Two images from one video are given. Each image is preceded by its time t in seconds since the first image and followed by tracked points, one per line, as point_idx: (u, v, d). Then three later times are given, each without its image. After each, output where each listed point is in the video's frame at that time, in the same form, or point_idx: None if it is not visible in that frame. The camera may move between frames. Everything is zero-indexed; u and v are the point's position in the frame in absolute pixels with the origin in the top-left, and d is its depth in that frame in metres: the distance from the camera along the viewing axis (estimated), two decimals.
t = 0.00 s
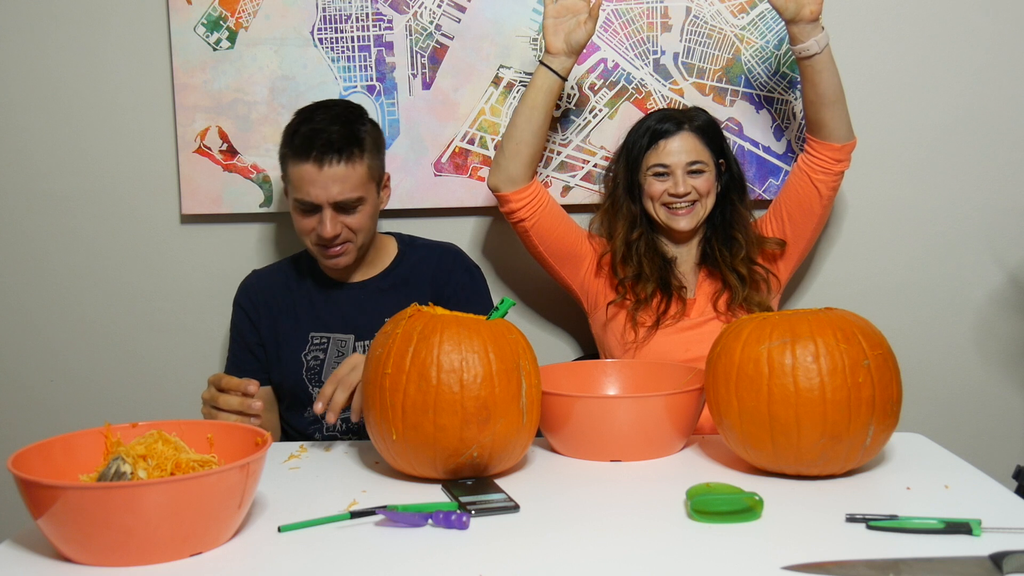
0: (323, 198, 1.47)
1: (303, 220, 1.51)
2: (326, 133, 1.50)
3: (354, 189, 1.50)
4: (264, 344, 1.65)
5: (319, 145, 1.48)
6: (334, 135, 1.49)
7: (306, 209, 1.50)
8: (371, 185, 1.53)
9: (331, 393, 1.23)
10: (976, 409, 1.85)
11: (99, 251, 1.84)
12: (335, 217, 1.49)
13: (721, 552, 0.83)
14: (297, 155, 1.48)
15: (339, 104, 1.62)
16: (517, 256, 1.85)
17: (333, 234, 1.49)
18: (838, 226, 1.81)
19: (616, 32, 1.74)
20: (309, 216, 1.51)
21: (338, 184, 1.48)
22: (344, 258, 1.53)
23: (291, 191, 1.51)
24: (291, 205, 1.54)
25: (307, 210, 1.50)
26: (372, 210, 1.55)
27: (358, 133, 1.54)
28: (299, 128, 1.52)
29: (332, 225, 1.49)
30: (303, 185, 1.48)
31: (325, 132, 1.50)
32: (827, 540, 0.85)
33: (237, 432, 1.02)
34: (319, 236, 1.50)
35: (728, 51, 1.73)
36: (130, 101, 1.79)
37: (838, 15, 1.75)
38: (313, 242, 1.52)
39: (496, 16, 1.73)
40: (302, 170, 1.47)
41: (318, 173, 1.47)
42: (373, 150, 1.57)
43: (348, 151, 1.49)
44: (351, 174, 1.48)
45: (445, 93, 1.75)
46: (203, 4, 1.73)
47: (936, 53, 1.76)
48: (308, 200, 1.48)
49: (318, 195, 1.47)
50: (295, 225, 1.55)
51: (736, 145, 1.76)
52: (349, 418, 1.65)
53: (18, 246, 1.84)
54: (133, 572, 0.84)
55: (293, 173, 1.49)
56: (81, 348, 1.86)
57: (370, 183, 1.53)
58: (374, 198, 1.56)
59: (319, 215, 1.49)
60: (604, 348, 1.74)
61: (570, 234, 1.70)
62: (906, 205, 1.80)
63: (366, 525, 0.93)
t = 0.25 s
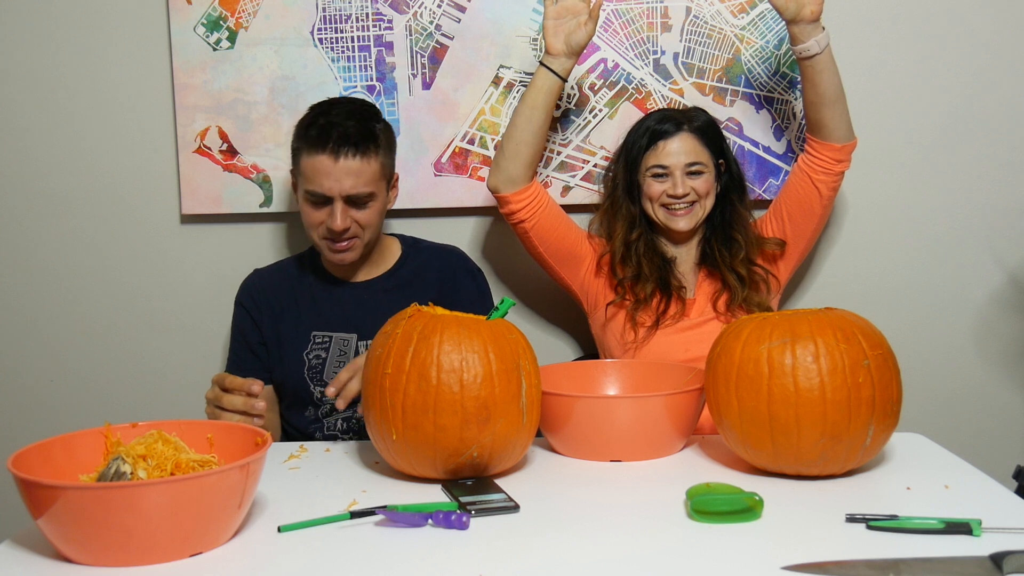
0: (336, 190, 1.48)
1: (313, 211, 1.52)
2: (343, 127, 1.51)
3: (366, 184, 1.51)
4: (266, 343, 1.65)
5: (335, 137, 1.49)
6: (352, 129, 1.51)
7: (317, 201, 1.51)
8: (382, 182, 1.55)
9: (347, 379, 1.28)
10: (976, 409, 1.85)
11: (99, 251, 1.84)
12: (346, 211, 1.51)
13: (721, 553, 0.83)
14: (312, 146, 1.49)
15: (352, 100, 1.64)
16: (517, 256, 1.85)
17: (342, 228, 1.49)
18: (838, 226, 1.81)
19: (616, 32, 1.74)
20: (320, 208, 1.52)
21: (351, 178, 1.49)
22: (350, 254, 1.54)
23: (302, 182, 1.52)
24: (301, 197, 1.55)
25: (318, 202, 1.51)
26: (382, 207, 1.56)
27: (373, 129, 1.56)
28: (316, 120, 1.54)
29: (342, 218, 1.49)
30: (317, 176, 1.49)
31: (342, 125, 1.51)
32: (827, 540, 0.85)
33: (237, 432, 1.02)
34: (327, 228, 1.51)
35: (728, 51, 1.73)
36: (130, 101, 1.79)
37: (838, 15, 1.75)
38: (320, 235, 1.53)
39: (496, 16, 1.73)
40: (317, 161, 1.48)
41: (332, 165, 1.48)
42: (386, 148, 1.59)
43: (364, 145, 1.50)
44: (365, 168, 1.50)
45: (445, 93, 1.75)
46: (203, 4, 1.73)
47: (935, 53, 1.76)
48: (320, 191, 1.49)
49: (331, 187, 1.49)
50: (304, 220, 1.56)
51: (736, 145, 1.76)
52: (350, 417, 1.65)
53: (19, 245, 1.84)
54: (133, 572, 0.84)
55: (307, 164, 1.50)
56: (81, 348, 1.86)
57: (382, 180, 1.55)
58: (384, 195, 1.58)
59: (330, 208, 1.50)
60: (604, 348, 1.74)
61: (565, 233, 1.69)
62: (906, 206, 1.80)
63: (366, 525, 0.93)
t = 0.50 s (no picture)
0: (342, 183, 1.52)
1: (319, 205, 1.55)
2: (353, 120, 1.55)
3: (373, 178, 1.55)
4: (269, 341, 1.65)
5: (344, 130, 1.53)
6: (361, 122, 1.55)
7: (324, 192, 1.55)
8: (388, 177, 1.58)
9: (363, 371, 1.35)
10: (976, 409, 1.85)
11: (99, 251, 1.84)
12: (352, 204, 1.54)
13: (722, 553, 0.83)
14: (321, 138, 1.54)
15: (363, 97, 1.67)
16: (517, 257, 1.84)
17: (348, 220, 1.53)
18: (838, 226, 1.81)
19: (616, 32, 1.74)
20: (326, 200, 1.55)
21: (358, 171, 1.53)
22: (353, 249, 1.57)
23: (309, 174, 1.55)
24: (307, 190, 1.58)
25: (324, 194, 1.55)
26: (387, 202, 1.60)
27: (382, 124, 1.59)
28: (326, 113, 1.58)
29: (348, 211, 1.53)
30: (324, 167, 1.53)
31: (351, 118, 1.55)
32: (827, 540, 0.85)
33: (237, 432, 1.02)
34: (333, 221, 1.54)
35: (728, 51, 1.73)
36: (130, 101, 1.79)
37: (838, 15, 1.76)
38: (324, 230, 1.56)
39: (496, 16, 1.73)
40: (325, 153, 1.52)
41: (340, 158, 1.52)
42: (394, 144, 1.62)
43: (372, 139, 1.54)
44: (372, 162, 1.54)
45: (445, 93, 1.75)
46: (203, 4, 1.73)
47: (935, 53, 1.76)
48: (326, 183, 1.53)
49: (337, 179, 1.52)
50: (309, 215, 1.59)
51: (736, 145, 1.76)
52: (353, 416, 1.64)
53: (19, 245, 1.84)
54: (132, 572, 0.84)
55: (315, 156, 1.53)
56: (81, 348, 1.86)
57: (388, 175, 1.58)
58: (390, 191, 1.61)
59: (337, 200, 1.53)
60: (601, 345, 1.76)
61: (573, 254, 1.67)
62: (906, 206, 1.80)
63: (366, 525, 0.93)
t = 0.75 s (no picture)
0: (356, 172, 1.56)
1: (331, 195, 1.59)
2: (365, 111, 1.59)
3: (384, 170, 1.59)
4: (272, 339, 1.65)
5: (358, 120, 1.57)
6: (374, 114, 1.59)
7: (336, 183, 1.58)
8: (398, 170, 1.63)
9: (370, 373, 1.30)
10: (976, 409, 1.85)
11: (99, 251, 1.83)
12: (363, 195, 1.58)
13: (721, 553, 0.83)
14: (334, 129, 1.57)
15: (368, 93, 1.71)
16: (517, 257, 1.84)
17: (360, 210, 1.57)
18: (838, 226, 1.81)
19: (616, 32, 1.74)
20: (337, 191, 1.59)
21: (371, 161, 1.57)
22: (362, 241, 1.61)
23: (321, 165, 1.58)
24: (317, 181, 1.61)
25: (335, 185, 1.58)
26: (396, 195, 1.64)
27: (392, 118, 1.63)
28: (339, 104, 1.62)
29: (360, 201, 1.57)
30: (337, 157, 1.56)
31: (363, 110, 1.59)
32: (827, 540, 0.85)
33: (237, 432, 1.02)
34: (345, 211, 1.58)
35: (728, 51, 1.73)
36: (130, 101, 1.79)
37: (838, 15, 1.76)
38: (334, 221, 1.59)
39: (496, 16, 1.73)
40: (338, 142, 1.56)
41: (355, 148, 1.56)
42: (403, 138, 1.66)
43: (385, 130, 1.59)
44: (384, 153, 1.58)
45: (445, 93, 1.75)
46: (203, 4, 1.73)
47: (935, 54, 1.76)
48: (339, 173, 1.57)
49: (350, 168, 1.56)
50: (318, 209, 1.62)
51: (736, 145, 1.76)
52: (356, 415, 1.64)
53: (19, 245, 1.84)
54: (132, 572, 0.84)
55: (328, 146, 1.57)
56: (81, 348, 1.86)
57: (398, 168, 1.63)
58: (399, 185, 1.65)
59: (350, 190, 1.57)
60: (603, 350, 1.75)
61: (572, 290, 1.66)
62: (906, 206, 1.80)
63: (366, 525, 0.93)
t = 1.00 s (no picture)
0: (366, 163, 1.58)
1: (340, 188, 1.60)
2: (375, 105, 1.61)
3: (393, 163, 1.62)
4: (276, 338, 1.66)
5: (367, 113, 1.59)
6: (384, 107, 1.61)
7: (346, 175, 1.60)
8: (406, 164, 1.65)
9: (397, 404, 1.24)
10: (976, 409, 1.85)
11: (99, 251, 1.83)
12: (373, 187, 1.60)
13: (721, 553, 0.83)
14: (344, 122, 1.59)
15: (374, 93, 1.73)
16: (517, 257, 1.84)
17: (371, 201, 1.58)
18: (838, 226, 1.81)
19: (616, 32, 1.74)
20: (347, 183, 1.60)
21: (381, 154, 1.59)
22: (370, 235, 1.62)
23: (331, 158, 1.60)
24: (326, 175, 1.62)
25: (345, 178, 1.60)
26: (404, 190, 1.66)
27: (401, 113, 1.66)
28: (349, 99, 1.64)
29: (370, 192, 1.59)
30: (348, 149, 1.59)
31: (373, 103, 1.61)
32: (827, 540, 0.85)
33: (238, 432, 1.02)
34: (355, 204, 1.59)
35: (728, 51, 1.73)
36: (130, 101, 1.79)
37: (838, 15, 1.76)
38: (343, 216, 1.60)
39: (496, 16, 1.73)
40: (349, 135, 1.59)
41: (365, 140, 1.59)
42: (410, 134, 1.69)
43: (395, 124, 1.61)
44: (394, 145, 1.61)
45: (445, 93, 1.75)
46: (203, 4, 1.73)
47: (935, 53, 1.76)
48: (349, 164, 1.59)
49: (361, 160, 1.59)
50: (326, 206, 1.63)
51: (736, 145, 1.76)
52: (359, 413, 1.64)
53: (19, 246, 1.84)
54: (132, 572, 0.84)
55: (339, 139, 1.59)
56: (81, 348, 1.86)
57: (407, 162, 1.65)
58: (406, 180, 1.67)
59: (360, 182, 1.59)
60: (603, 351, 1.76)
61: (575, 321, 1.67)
62: (906, 206, 1.80)
63: (366, 525, 0.93)
